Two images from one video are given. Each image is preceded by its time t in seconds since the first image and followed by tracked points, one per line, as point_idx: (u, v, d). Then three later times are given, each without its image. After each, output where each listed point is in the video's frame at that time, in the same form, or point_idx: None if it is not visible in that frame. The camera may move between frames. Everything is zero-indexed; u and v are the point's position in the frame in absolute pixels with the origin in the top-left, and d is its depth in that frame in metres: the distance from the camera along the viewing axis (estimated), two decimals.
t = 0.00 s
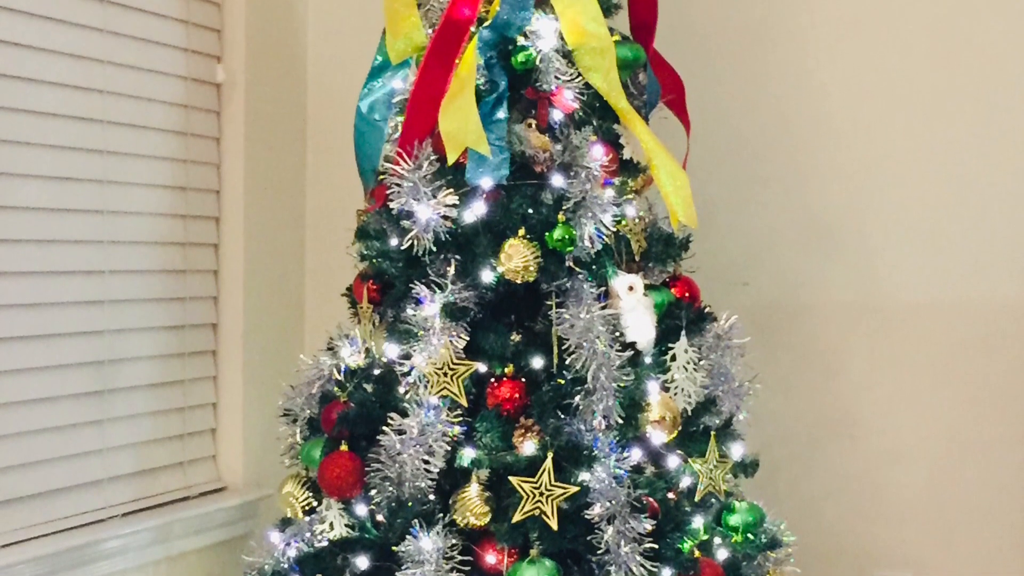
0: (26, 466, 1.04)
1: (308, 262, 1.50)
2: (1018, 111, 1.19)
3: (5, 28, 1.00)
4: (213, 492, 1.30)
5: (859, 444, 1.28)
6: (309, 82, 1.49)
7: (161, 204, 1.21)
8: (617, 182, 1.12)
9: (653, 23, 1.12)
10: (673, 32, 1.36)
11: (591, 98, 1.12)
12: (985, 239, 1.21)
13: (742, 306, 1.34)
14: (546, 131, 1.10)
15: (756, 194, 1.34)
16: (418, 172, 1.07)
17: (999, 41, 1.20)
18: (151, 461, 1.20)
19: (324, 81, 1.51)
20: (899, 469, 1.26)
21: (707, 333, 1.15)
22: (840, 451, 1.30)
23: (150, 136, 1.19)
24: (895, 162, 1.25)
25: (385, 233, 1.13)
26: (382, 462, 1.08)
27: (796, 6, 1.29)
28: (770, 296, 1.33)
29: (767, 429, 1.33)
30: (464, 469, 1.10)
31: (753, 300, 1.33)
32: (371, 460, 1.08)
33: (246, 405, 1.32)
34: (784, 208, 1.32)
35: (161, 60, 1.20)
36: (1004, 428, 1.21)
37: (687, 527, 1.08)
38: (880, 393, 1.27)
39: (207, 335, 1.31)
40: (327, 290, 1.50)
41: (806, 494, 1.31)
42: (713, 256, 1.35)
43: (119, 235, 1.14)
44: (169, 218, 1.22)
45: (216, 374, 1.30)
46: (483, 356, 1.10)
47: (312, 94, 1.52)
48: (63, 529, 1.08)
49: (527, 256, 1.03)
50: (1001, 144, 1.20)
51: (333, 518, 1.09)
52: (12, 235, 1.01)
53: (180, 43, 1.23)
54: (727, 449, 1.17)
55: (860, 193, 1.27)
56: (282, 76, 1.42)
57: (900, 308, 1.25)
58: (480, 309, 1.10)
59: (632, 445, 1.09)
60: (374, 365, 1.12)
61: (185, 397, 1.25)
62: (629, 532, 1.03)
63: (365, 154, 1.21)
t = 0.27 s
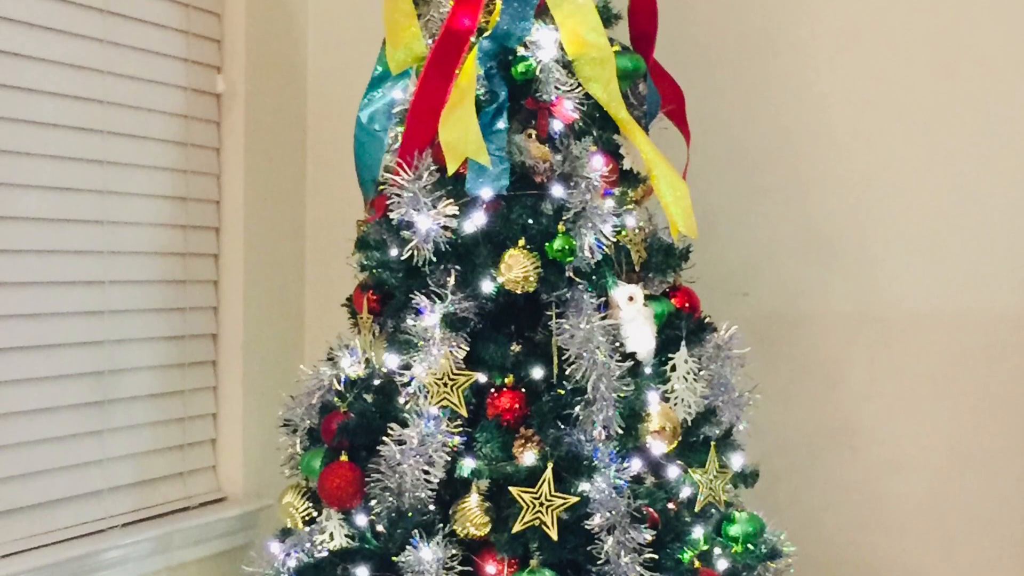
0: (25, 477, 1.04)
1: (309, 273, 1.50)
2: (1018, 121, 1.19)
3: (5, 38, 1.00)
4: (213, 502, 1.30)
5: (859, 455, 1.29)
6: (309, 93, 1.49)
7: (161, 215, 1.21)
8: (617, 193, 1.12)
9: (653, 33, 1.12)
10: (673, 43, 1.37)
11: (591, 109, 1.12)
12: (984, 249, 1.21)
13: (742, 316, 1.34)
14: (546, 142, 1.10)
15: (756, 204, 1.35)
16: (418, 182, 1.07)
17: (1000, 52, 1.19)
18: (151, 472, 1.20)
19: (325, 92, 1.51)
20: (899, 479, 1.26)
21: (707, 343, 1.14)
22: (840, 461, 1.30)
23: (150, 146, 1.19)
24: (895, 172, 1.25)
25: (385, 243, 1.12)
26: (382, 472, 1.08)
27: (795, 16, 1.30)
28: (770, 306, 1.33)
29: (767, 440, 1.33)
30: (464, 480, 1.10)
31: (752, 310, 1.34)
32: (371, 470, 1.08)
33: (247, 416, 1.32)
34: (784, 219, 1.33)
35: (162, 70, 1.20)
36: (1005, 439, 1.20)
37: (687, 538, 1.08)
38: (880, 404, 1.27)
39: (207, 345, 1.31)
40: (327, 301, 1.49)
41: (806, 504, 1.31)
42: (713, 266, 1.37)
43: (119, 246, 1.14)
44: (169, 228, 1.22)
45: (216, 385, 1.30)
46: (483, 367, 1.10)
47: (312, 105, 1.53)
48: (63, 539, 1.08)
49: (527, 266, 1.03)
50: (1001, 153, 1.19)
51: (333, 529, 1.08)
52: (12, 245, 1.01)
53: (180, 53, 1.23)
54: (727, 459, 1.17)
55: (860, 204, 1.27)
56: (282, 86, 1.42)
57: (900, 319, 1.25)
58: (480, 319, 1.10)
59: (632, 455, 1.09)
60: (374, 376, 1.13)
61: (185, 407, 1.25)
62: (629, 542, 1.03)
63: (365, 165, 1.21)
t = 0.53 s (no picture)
0: (25, 487, 1.04)
1: (308, 283, 1.50)
2: (1018, 132, 1.19)
3: (5, 48, 1.00)
4: (213, 513, 1.30)
5: (859, 465, 1.29)
6: (309, 103, 1.50)
7: (161, 225, 1.21)
8: (617, 203, 1.12)
9: (653, 43, 1.12)
10: (673, 53, 1.38)
11: (591, 119, 1.13)
12: (984, 259, 1.21)
13: (742, 326, 1.34)
14: (546, 152, 1.10)
15: (756, 214, 1.35)
16: (418, 193, 1.07)
17: (999, 63, 1.20)
18: (151, 482, 1.20)
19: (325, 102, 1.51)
20: (900, 489, 1.26)
21: (707, 353, 1.14)
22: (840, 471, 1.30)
23: (150, 157, 1.19)
24: (894, 183, 1.25)
25: (384, 254, 1.12)
26: (382, 483, 1.08)
27: (795, 27, 1.31)
28: (770, 317, 1.33)
29: (767, 450, 1.33)
30: (464, 490, 1.10)
31: (752, 321, 1.34)
32: (371, 480, 1.08)
33: (246, 426, 1.32)
34: (784, 229, 1.33)
35: (161, 80, 1.20)
36: (1005, 449, 1.20)
37: (687, 548, 1.08)
38: (880, 414, 1.27)
39: (207, 355, 1.31)
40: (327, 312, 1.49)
41: (806, 515, 1.31)
42: (713, 276, 1.37)
43: (119, 256, 1.14)
44: (169, 239, 1.22)
45: (216, 395, 1.30)
46: (483, 377, 1.10)
47: (312, 115, 1.53)
48: (64, 549, 1.07)
49: (527, 277, 1.03)
50: (1001, 163, 1.20)
51: (333, 539, 1.08)
52: (12, 255, 1.01)
53: (180, 63, 1.23)
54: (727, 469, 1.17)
55: (860, 214, 1.27)
56: (282, 96, 1.42)
57: (900, 329, 1.25)
58: (480, 330, 1.10)
59: (632, 465, 1.09)
60: (374, 387, 1.12)
61: (185, 417, 1.25)
62: (629, 553, 1.03)
63: (365, 175, 1.21)
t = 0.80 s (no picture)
0: (25, 497, 1.04)
1: (309, 292, 1.50)
2: (1018, 142, 1.19)
3: (5, 59, 1.00)
4: (213, 523, 1.30)
5: (859, 475, 1.28)
6: (309, 114, 1.50)
7: (161, 235, 1.21)
8: (617, 213, 1.12)
9: (653, 53, 1.12)
10: (673, 64, 1.38)
11: (591, 129, 1.13)
12: (984, 270, 1.21)
13: (742, 336, 1.34)
14: (546, 162, 1.10)
15: (756, 225, 1.35)
16: (418, 204, 1.07)
17: (1000, 73, 1.20)
18: (151, 492, 1.20)
19: (325, 112, 1.51)
20: (899, 500, 1.26)
21: (707, 364, 1.14)
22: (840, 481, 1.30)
23: (150, 167, 1.19)
24: (894, 193, 1.25)
25: (385, 263, 1.12)
26: (382, 493, 1.08)
27: (795, 37, 1.31)
28: (770, 327, 1.33)
29: (767, 461, 1.33)
30: (464, 500, 1.10)
31: (753, 331, 1.34)
32: (371, 491, 1.08)
33: (247, 436, 1.32)
34: (784, 239, 1.33)
35: (161, 91, 1.21)
36: (1005, 460, 1.20)
37: (687, 559, 1.07)
38: (880, 425, 1.27)
39: (207, 366, 1.31)
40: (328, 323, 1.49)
41: (807, 525, 1.31)
42: (713, 286, 1.36)
43: (119, 266, 1.14)
44: (170, 249, 1.23)
45: (216, 406, 1.31)
46: (483, 388, 1.10)
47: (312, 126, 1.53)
48: (63, 560, 1.07)
49: (527, 287, 1.02)
50: (1001, 174, 1.20)
51: (333, 549, 1.07)
52: (12, 266, 1.01)
53: (180, 74, 1.23)
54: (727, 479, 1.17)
55: (860, 225, 1.28)
56: (282, 107, 1.42)
57: (900, 339, 1.25)
58: (480, 340, 1.10)
59: (632, 476, 1.09)
60: (374, 397, 1.12)
61: (185, 428, 1.26)
62: (629, 563, 1.03)
63: (365, 185, 1.21)
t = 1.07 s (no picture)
0: (26, 507, 1.04)
1: (308, 302, 1.50)
2: (1018, 153, 1.19)
3: (5, 69, 1.00)
4: (213, 533, 1.30)
5: (859, 486, 1.28)
6: (309, 124, 1.50)
7: (161, 245, 1.21)
8: (617, 223, 1.12)
9: (653, 63, 1.12)
10: (673, 74, 1.38)
11: (591, 140, 1.13)
12: (985, 281, 1.21)
13: (742, 347, 1.34)
14: (546, 173, 1.10)
15: (755, 235, 1.35)
16: (418, 214, 1.07)
17: (1000, 84, 1.20)
18: (151, 502, 1.20)
19: (324, 122, 1.51)
20: (899, 510, 1.25)
21: (707, 374, 1.14)
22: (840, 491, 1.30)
23: (150, 177, 1.19)
24: (894, 204, 1.26)
25: (384, 273, 1.12)
26: (382, 503, 1.07)
27: (795, 47, 1.31)
28: (770, 337, 1.33)
29: (767, 471, 1.33)
30: (464, 510, 1.09)
31: (753, 341, 1.34)
32: (371, 501, 1.07)
33: (247, 446, 1.32)
34: (784, 250, 1.33)
35: (161, 100, 1.21)
36: (1005, 470, 1.20)
37: (687, 569, 1.08)
38: (880, 435, 1.27)
39: (207, 376, 1.31)
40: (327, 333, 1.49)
41: (807, 535, 1.31)
42: (713, 296, 1.36)
43: (119, 277, 1.14)
44: (170, 259, 1.23)
45: (216, 416, 1.30)
46: (483, 398, 1.09)
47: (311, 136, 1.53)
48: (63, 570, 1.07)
49: (527, 297, 1.02)
50: (1001, 185, 1.20)
51: (333, 559, 1.07)
52: (12, 276, 1.01)
53: (180, 84, 1.24)
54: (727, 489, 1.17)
55: (860, 235, 1.28)
56: (282, 117, 1.42)
57: (900, 350, 1.25)
58: (480, 350, 1.10)
59: (632, 486, 1.09)
60: (374, 407, 1.11)
61: (185, 438, 1.26)
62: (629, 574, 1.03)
63: (365, 196, 1.21)
